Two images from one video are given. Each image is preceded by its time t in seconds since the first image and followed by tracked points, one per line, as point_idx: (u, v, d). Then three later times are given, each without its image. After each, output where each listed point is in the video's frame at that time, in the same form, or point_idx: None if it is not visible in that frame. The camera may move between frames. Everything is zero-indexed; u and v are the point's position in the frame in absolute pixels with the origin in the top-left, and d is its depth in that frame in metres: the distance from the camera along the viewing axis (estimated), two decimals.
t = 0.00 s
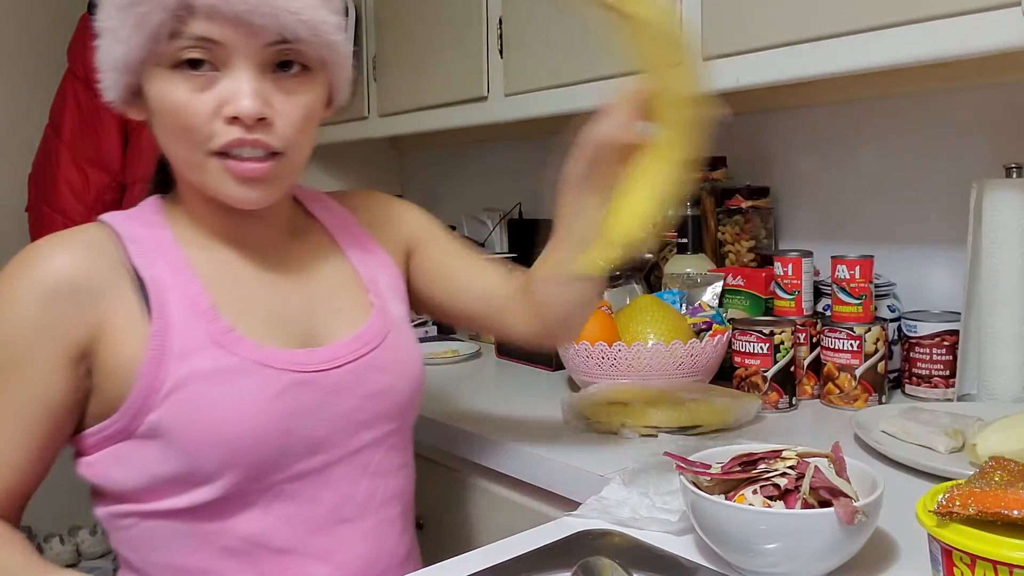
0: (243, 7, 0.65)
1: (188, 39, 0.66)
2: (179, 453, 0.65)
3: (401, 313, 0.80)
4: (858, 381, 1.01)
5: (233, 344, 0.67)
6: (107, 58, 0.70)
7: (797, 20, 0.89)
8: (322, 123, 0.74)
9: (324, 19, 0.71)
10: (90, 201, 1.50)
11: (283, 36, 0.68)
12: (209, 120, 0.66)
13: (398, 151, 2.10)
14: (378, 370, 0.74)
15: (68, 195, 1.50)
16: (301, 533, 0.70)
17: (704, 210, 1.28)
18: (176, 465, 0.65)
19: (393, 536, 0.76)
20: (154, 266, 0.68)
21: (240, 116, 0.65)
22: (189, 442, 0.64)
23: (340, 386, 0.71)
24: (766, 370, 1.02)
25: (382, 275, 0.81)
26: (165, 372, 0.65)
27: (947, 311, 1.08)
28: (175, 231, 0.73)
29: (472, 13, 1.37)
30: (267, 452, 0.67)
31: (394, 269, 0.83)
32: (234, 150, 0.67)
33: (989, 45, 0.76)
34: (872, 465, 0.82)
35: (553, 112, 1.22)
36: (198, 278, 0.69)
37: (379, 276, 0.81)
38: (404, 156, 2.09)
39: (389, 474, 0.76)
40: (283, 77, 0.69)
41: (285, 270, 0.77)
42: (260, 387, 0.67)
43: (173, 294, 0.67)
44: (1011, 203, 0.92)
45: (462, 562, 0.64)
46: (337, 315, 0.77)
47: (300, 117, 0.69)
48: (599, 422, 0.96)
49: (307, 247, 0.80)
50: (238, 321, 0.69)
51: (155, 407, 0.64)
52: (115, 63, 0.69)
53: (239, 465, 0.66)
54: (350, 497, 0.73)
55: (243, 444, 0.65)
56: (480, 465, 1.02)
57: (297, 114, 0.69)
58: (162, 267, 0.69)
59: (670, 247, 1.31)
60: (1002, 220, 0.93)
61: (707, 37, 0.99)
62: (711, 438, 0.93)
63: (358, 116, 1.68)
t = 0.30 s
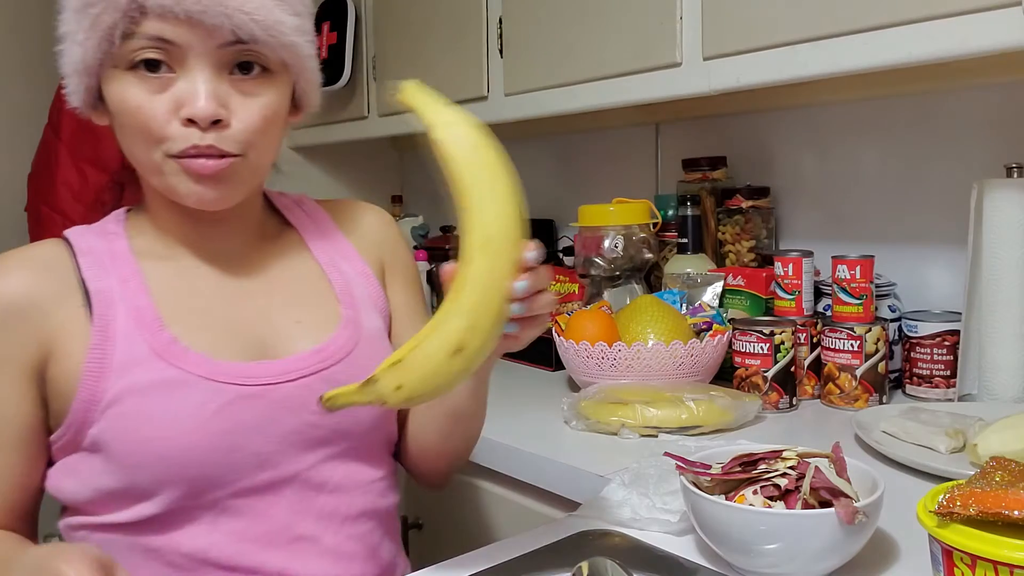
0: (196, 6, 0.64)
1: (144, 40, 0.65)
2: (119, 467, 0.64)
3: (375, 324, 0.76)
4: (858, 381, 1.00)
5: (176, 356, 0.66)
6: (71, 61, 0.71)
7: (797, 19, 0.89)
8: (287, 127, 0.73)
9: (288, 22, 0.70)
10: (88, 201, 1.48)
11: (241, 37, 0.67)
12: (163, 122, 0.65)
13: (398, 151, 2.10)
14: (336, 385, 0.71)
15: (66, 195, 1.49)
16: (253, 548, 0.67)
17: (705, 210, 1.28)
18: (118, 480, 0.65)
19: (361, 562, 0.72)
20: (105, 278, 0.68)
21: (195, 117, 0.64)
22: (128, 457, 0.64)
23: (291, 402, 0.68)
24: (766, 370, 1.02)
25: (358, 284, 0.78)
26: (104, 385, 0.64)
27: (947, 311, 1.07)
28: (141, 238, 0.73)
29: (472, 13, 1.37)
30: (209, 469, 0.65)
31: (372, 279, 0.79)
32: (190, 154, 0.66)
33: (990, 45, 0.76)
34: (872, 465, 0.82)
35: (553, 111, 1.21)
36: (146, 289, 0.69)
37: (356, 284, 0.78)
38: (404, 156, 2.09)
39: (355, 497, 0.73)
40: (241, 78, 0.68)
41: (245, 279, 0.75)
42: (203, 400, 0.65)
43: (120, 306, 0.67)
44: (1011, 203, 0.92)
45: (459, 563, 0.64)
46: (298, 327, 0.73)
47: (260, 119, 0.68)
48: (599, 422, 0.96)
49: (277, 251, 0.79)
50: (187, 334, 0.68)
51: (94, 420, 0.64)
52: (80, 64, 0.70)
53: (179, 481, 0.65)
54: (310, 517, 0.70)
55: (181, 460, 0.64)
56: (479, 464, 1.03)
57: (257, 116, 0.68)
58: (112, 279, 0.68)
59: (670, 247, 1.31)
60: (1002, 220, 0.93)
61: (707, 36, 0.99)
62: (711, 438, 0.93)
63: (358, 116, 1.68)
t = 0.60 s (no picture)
0: None
1: (124, 34, 0.66)
2: (93, 475, 0.64)
3: (361, 331, 0.76)
4: (858, 381, 1.00)
5: (153, 362, 0.66)
6: (54, 57, 0.71)
7: (798, 19, 0.89)
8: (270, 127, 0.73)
9: (272, 19, 0.71)
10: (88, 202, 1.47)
11: (221, 31, 0.67)
12: (143, 116, 0.65)
13: (398, 151, 2.10)
14: (320, 392, 0.71)
15: (67, 195, 1.47)
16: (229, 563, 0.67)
17: (704, 210, 1.27)
18: (91, 490, 0.64)
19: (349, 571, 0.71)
20: (82, 283, 0.67)
21: (175, 110, 0.64)
22: (101, 466, 0.64)
23: (272, 409, 0.68)
24: (766, 370, 1.02)
25: (345, 292, 0.77)
26: (78, 392, 0.64)
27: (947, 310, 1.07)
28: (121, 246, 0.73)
29: (472, 13, 1.37)
30: (185, 479, 0.65)
31: (359, 286, 0.79)
32: (171, 149, 0.65)
33: (989, 45, 0.76)
34: (872, 465, 0.82)
35: (553, 111, 1.21)
36: (123, 293, 0.68)
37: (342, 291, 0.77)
38: (404, 157, 2.09)
39: (340, 505, 0.72)
40: (223, 72, 0.68)
41: (229, 284, 0.75)
42: (180, 408, 0.65)
43: (96, 311, 0.66)
44: (1010, 203, 0.92)
45: (457, 563, 0.64)
46: (281, 334, 0.73)
47: (243, 114, 0.68)
48: (599, 422, 0.96)
49: (260, 256, 0.78)
50: (164, 339, 0.68)
51: (67, 428, 0.64)
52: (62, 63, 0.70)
53: (153, 492, 0.64)
54: (294, 524, 0.70)
55: (156, 470, 0.64)
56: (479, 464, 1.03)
57: (240, 111, 0.68)
58: (89, 283, 0.67)
59: (670, 247, 1.31)
60: (1001, 220, 0.93)
61: (707, 36, 0.99)
62: (711, 438, 0.93)
63: (358, 116, 1.68)
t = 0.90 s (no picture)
0: None
1: (133, 15, 0.66)
2: (71, 495, 0.62)
3: (353, 344, 0.77)
4: (858, 381, 1.00)
5: (138, 375, 0.65)
6: (55, 36, 0.70)
7: (797, 19, 0.89)
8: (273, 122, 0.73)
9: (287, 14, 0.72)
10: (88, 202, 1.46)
11: (236, 20, 0.68)
12: (147, 98, 0.65)
13: (398, 151, 2.10)
14: (312, 408, 0.71)
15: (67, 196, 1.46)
16: None
17: (704, 210, 1.27)
18: (68, 510, 0.63)
19: None
20: (59, 291, 0.66)
21: (180, 93, 0.64)
22: (79, 483, 0.62)
23: (261, 425, 0.68)
24: (766, 370, 1.02)
25: (335, 304, 0.78)
26: (57, 405, 0.62)
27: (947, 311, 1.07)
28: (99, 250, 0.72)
29: (472, 13, 1.37)
30: (169, 496, 0.64)
31: (349, 298, 0.80)
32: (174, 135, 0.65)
33: (989, 45, 0.76)
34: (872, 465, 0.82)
35: (553, 111, 1.21)
36: (103, 300, 0.67)
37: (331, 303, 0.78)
38: (404, 157, 2.09)
39: (329, 516, 0.72)
40: (231, 62, 0.69)
41: (218, 296, 0.75)
42: (165, 422, 0.64)
43: (74, 320, 0.65)
44: (1010, 203, 0.92)
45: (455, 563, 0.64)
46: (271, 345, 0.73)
47: (249, 105, 0.68)
48: (599, 422, 0.96)
49: (248, 269, 0.79)
50: (150, 351, 0.67)
51: (43, 445, 0.62)
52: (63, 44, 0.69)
53: (136, 512, 0.63)
54: (285, 534, 0.70)
55: (139, 488, 0.63)
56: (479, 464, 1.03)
57: (246, 100, 0.68)
58: (68, 292, 0.66)
59: (670, 247, 1.31)
60: (1001, 219, 0.93)
61: (707, 37, 0.99)
62: (711, 438, 0.93)
63: (358, 116, 1.68)
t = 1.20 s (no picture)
0: None
1: (145, 9, 0.65)
2: (75, 508, 0.61)
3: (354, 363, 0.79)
4: (858, 381, 1.00)
5: (152, 385, 0.64)
6: (68, 25, 0.70)
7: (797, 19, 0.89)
8: (290, 122, 0.73)
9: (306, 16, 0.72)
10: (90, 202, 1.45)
11: (253, 17, 0.68)
12: (156, 92, 0.64)
13: (398, 151, 2.10)
14: (319, 426, 0.72)
15: (67, 194, 1.45)
16: None
17: (704, 210, 1.27)
18: (66, 518, 0.62)
19: None
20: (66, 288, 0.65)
21: (188, 90, 0.64)
22: (83, 493, 0.61)
23: (272, 445, 0.69)
24: (766, 370, 1.02)
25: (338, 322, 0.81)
26: (65, 411, 0.62)
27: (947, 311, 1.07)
28: (101, 244, 0.71)
29: (472, 14, 1.37)
30: (174, 511, 0.64)
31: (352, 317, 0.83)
32: (182, 134, 0.66)
33: (988, 45, 0.76)
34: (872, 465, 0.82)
35: (553, 112, 1.21)
36: (114, 302, 0.66)
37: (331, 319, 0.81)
38: (404, 157, 2.09)
39: (327, 535, 0.74)
40: (247, 60, 0.69)
41: (223, 312, 0.75)
42: (179, 437, 0.64)
43: (85, 322, 0.64)
44: (1011, 203, 0.92)
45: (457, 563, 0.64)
46: (277, 359, 0.75)
47: (264, 104, 0.68)
48: (599, 422, 0.96)
49: (251, 290, 0.80)
50: (163, 359, 0.67)
51: (47, 451, 0.61)
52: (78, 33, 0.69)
53: (142, 528, 0.63)
54: (284, 555, 0.71)
55: (148, 505, 0.63)
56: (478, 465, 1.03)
57: (260, 98, 0.68)
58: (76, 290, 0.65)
59: (670, 247, 1.31)
60: (1001, 219, 0.93)
61: (707, 37, 0.99)
62: (711, 438, 0.93)
63: (358, 116, 1.68)
